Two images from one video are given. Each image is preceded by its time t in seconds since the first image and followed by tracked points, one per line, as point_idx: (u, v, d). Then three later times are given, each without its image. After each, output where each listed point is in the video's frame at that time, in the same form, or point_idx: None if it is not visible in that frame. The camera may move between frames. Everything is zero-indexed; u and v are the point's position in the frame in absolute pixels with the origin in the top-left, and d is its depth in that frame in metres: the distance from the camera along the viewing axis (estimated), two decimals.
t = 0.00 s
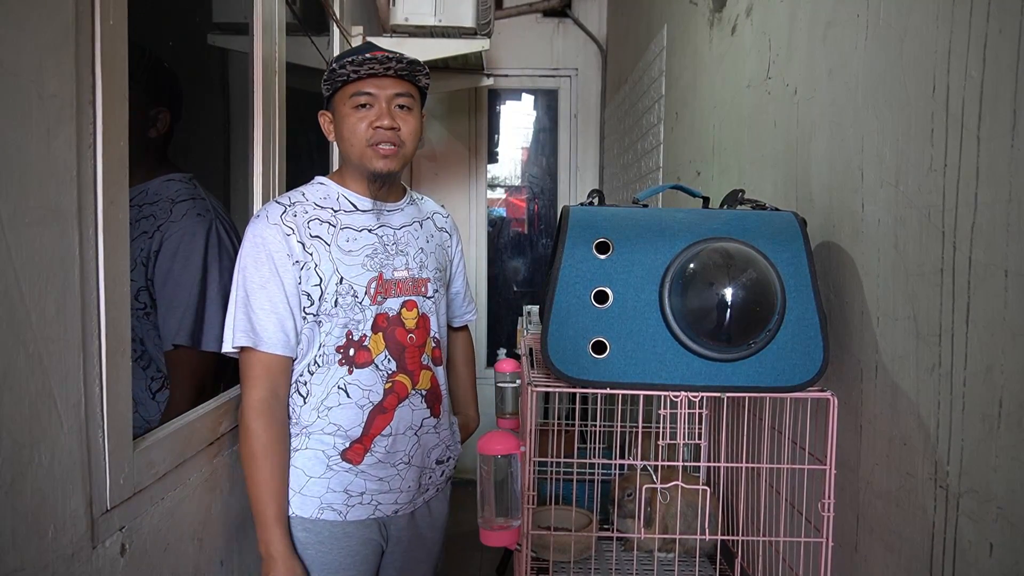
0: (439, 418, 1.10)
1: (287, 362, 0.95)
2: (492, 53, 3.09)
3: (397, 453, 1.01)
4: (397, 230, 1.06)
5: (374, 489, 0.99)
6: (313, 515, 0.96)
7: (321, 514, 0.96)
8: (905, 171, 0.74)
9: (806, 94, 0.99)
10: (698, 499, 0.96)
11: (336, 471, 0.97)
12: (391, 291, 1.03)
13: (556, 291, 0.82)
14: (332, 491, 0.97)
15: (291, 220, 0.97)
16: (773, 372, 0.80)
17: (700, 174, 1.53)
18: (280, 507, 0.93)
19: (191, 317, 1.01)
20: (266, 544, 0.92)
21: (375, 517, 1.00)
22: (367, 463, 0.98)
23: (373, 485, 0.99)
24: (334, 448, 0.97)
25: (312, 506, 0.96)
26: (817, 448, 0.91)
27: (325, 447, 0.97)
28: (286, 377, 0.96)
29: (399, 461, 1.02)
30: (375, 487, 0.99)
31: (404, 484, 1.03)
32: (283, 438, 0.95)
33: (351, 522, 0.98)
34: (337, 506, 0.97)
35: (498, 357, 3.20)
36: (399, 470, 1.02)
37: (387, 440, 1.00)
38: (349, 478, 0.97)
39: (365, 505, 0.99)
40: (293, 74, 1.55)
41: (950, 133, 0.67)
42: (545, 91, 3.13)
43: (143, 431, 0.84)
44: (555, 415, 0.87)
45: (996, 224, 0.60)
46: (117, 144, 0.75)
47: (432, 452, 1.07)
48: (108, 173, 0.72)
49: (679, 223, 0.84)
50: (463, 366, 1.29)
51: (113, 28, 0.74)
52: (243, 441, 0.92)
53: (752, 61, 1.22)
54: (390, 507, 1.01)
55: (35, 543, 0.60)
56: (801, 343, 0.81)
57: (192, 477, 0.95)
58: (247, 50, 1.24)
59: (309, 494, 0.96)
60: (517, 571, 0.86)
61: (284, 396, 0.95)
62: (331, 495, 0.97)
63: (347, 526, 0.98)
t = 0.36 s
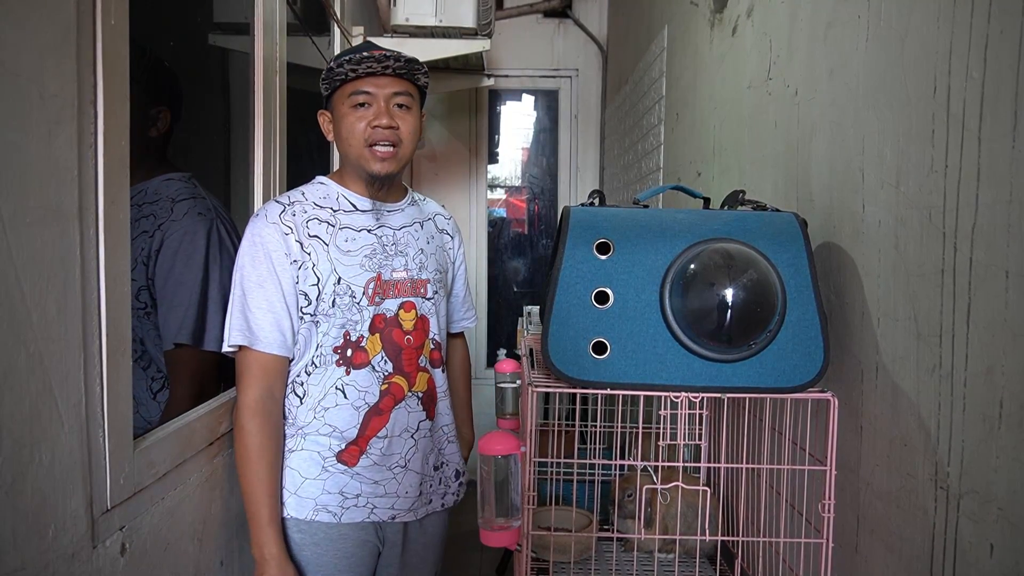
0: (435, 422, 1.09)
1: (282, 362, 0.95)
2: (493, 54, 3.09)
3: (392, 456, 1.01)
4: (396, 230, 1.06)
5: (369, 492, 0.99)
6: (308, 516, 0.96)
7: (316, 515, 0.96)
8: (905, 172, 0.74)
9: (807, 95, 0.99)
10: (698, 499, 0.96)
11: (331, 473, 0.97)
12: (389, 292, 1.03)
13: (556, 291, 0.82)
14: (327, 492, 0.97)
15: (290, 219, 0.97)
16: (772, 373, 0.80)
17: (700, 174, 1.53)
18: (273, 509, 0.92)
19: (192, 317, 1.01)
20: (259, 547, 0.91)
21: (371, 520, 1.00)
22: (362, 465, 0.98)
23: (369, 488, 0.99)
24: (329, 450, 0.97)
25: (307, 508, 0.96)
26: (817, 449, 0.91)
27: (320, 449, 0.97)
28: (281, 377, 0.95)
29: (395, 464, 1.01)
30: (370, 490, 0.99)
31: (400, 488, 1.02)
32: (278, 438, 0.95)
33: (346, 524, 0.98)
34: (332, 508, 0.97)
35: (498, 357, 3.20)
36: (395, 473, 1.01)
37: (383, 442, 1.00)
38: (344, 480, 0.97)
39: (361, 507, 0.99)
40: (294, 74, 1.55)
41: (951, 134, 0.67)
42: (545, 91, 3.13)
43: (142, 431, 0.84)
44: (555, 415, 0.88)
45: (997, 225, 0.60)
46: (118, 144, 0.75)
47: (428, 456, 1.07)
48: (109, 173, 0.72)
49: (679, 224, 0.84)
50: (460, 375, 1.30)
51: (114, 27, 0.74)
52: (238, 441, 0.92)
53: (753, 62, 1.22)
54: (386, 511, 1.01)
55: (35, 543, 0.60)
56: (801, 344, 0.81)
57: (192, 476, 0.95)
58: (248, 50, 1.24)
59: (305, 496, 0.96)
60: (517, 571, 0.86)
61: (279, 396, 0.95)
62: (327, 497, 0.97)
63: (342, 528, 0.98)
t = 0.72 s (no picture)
0: (436, 424, 1.09)
1: (284, 363, 0.95)
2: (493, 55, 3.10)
3: (393, 458, 1.01)
4: (397, 231, 1.06)
5: (369, 494, 0.99)
6: (307, 518, 0.96)
7: (315, 518, 0.96)
8: (905, 172, 0.74)
9: (807, 95, 1.00)
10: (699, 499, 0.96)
11: (331, 475, 0.97)
12: (390, 293, 1.03)
13: (556, 291, 0.82)
14: (327, 494, 0.97)
15: (292, 219, 0.97)
16: (772, 374, 0.80)
17: (700, 175, 1.53)
18: (275, 510, 0.92)
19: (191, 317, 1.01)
20: (262, 549, 0.91)
21: (371, 523, 1.00)
22: (362, 467, 0.98)
23: (369, 490, 0.99)
24: (329, 452, 0.97)
25: (307, 510, 0.96)
26: (817, 450, 0.91)
27: (320, 451, 0.97)
28: (282, 378, 0.95)
29: (395, 466, 1.01)
30: (370, 492, 0.99)
31: (400, 491, 1.02)
32: (279, 439, 0.94)
33: (346, 527, 0.98)
34: (332, 510, 0.97)
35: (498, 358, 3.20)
36: (395, 475, 1.01)
37: (383, 444, 1.00)
38: (344, 483, 0.97)
39: (361, 510, 0.99)
40: (295, 75, 1.55)
41: (951, 135, 0.67)
42: (545, 92, 3.13)
43: (142, 431, 0.84)
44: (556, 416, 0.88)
45: (997, 226, 0.61)
46: (119, 144, 0.75)
47: (429, 458, 1.07)
48: (110, 174, 0.72)
49: (680, 224, 0.84)
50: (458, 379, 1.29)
51: (115, 28, 0.74)
52: (239, 442, 0.92)
53: (754, 62, 1.22)
54: (386, 514, 1.01)
55: (36, 544, 0.60)
56: (802, 344, 0.81)
57: (192, 477, 0.95)
58: (248, 51, 1.25)
59: (304, 498, 0.96)
60: (517, 572, 0.86)
61: (279, 396, 0.95)
62: (327, 499, 0.97)
63: (342, 530, 0.98)
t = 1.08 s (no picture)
0: (439, 425, 1.09)
1: (286, 364, 0.95)
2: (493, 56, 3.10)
3: (396, 460, 1.01)
4: (399, 232, 1.06)
5: (374, 496, 0.99)
6: (311, 522, 0.96)
7: (319, 521, 0.96)
8: (905, 173, 0.74)
9: (807, 96, 1.00)
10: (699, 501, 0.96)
11: (335, 477, 0.97)
12: (392, 294, 1.03)
13: (557, 292, 0.83)
14: (331, 497, 0.96)
15: (294, 220, 0.97)
16: (774, 376, 0.80)
17: (701, 176, 1.53)
18: (276, 512, 0.92)
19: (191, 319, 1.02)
20: (262, 552, 0.91)
21: (375, 526, 1.00)
22: (366, 470, 0.98)
23: (373, 493, 0.99)
24: (333, 454, 0.97)
25: (311, 513, 0.96)
26: (817, 451, 0.91)
27: (324, 453, 0.97)
28: (284, 379, 0.95)
29: (399, 468, 1.02)
30: (374, 495, 0.99)
31: (405, 494, 1.02)
32: (280, 441, 0.94)
33: (350, 530, 0.98)
34: (336, 513, 0.97)
35: (498, 359, 3.20)
36: (399, 478, 1.01)
37: (386, 445, 1.00)
38: (348, 486, 0.97)
39: (365, 512, 0.98)
40: (296, 76, 1.55)
41: (951, 136, 0.67)
42: (546, 93, 3.13)
43: (142, 433, 0.84)
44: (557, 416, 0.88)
45: (997, 227, 0.61)
46: (120, 145, 0.75)
47: (432, 460, 1.07)
48: (111, 175, 0.73)
49: (681, 225, 0.84)
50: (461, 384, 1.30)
51: (117, 29, 0.74)
52: (241, 443, 0.92)
53: (754, 63, 1.22)
54: (391, 517, 1.01)
55: (36, 545, 0.60)
56: (803, 345, 0.81)
57: (192, 478, 0.95)
58: (249, 52, 1.25)
59: (308, 501, 0.96)
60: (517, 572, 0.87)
61: (281, 397, 0.95)
62: (331, 501, 0.96)
63: (346, 533, 0.98)
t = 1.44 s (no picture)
0: (442, 425, 1.10)
1: (289, 366, 0.95)
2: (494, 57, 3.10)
3: (400, 460, 1.01)
4: (401, 233, 1.07)
5: (378, 497, 0.99)
6: (316, 523, 0.96)
7: (324, 522, 0.96)
8: (907, 174, 0.74)
9: (808, 97, 1.00)
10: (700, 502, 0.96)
11: (339, 479, 0.97)
12: (395, 295, 1.03)
13: (558, 294, 0.83)
14: (335, 498, 0.97)
15: (296, 222, 0.97)
16: (777, 376, 0.80)
17: (702, 177, 1.53)
18: (281, 514, 0.92)
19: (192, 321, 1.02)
20: (268, 554, 0.91)
21: (379, 526, 1.00)
22: (370, 471, 0.99)
23: (377, 493, 0.99)
24: (337, 455, 0.97)
25: (316, 515, 0.96)
26: (819, 452, 0.91)
27: (328, 454, 0.97)
28: (287, 381, 0.95)
29: (402, 469, 1.02)
30: (379, 496, 0.99)
31: (409, 494, 1.02)
32: (284, 443, 0.95)
33: (355, 531, 0.98)
34: (340, 514, 0.97)
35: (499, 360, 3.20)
36: (403, 478, 1.02)
37: (389, 446, 1.00)
38: (352, 487, 0.97)
39: (369, 513, 0.99)
40: (297, 77, 1.55)
41: (953, 137, 0.67)
42: (547, 94, 3.13)
43: (143, 434, 0.84)
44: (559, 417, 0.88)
45: (999, 228, 0.61)
46: (122, 146, 0.75)
47: (436, 459, 1.07)
48: (113, 176, 0.73)
49: (682, 226, 0.84)
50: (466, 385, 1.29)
51: (118, 31, 0.74)
52: (244, 446, 0.92)
53: (755, 64, 1.22)
54: (395, 518, 1.01)
55: (39, 546, 0.60)
56: (805, 345, 0.81)
57: (194, 479, 0.95)
58: (250, 53, 1.25)
59: (312, 503, 0.96)
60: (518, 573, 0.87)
61: (284, 399, 0.95)
62: (335, 503, 0.97)
63: (350, 534, 0.98)
